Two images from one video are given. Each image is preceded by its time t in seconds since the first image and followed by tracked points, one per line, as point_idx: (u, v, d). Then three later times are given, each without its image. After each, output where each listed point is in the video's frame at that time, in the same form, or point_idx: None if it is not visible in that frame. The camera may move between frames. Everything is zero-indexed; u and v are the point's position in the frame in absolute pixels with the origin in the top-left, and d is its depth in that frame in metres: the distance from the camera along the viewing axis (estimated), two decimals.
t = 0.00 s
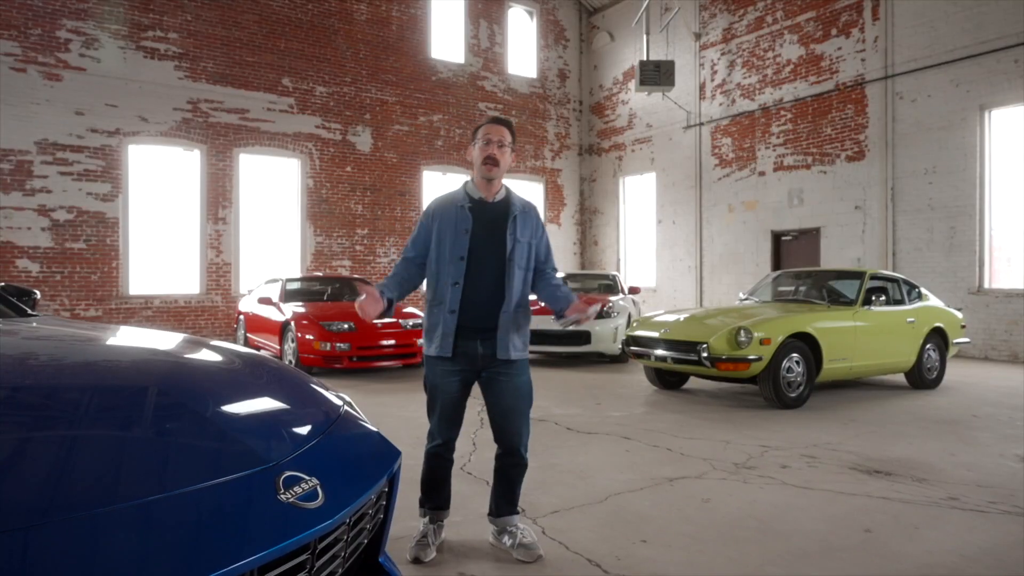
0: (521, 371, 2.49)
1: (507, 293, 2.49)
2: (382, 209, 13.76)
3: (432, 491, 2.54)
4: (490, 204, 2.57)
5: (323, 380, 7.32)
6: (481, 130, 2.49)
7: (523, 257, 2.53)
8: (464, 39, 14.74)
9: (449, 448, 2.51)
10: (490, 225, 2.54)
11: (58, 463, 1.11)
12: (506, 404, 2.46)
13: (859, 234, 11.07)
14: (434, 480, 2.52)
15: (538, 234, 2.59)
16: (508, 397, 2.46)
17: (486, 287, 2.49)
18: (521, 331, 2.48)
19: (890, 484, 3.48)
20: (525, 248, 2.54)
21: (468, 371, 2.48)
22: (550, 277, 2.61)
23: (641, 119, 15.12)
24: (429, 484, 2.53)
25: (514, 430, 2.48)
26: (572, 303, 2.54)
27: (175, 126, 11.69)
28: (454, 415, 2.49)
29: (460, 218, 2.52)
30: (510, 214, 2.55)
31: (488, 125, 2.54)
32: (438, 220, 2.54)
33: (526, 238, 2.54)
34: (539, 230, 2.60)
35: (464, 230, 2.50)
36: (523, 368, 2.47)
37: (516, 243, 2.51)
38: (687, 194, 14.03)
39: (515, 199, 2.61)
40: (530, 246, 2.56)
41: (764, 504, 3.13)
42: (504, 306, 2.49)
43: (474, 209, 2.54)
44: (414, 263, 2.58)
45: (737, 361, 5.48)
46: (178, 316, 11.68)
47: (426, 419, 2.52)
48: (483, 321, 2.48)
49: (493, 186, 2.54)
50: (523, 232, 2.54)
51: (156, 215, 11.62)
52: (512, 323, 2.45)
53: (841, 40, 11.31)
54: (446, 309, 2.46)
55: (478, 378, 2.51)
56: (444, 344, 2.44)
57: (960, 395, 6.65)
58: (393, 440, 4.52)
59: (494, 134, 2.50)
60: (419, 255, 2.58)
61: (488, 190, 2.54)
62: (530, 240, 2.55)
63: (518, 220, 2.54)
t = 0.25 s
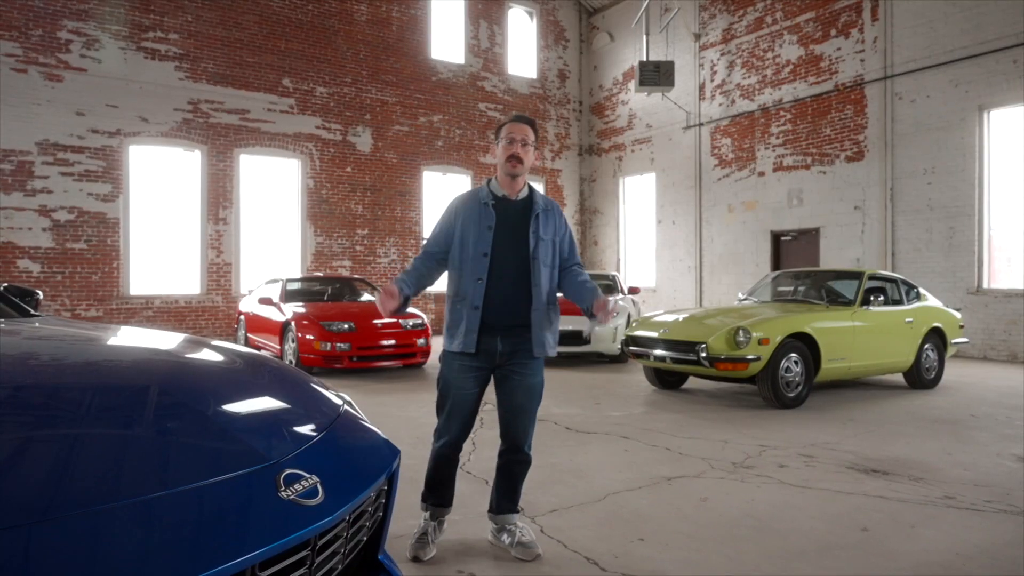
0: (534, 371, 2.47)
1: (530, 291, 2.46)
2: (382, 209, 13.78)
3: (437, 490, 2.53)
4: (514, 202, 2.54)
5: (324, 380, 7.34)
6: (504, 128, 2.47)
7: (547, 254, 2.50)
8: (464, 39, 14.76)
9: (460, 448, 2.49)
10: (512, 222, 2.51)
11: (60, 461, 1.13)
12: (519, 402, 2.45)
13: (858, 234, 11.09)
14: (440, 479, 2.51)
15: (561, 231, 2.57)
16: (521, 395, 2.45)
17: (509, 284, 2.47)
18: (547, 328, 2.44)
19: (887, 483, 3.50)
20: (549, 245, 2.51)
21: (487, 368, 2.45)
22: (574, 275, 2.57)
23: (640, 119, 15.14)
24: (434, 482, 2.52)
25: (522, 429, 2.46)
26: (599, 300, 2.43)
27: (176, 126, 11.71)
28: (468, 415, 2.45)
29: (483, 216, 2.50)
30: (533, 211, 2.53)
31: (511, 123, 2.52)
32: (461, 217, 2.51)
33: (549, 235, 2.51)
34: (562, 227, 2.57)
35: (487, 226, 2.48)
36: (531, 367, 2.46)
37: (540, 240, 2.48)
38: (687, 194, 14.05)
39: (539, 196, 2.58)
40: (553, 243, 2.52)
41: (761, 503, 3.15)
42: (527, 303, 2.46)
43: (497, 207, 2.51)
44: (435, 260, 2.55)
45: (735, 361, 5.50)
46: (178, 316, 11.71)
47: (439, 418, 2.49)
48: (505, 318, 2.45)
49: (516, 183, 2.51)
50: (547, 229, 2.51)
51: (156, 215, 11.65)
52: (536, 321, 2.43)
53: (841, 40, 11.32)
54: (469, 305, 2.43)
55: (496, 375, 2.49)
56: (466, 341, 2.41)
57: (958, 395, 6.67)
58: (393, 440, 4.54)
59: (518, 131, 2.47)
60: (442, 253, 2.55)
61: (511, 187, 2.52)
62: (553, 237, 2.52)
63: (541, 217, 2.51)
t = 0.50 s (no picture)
0: (538, 371, 2.48)
1: (542, 292, 2.46)
2: (383, 209, 13.81)
3: (443, 489, 2.54)
4: (523, 203, 2.54)
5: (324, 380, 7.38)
6: (516, 131, 2.47)
7: (555, 256, 2.52)
8: (464, 40, 14.79)
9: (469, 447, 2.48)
10: (522, 224, 2.51)
11: (64, 459, 1.17)
12: (523, 401, 2.47)
13: (857, 234, 11.12)
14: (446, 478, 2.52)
15: (568, 232, 2.58)
16: (524, 396, 2.47)
17: (520, 286, 2.47)
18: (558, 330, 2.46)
19: (883, 482, 3.53)
20: (557, 247, 2.53)
21: (499, 368, 2.45)
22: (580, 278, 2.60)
23: (640, 120, 15.17)
24: (441, 480, 2.52)
25: (524, 429, 2.49)
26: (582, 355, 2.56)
27: (177, 127, 11.75)
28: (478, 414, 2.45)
29: (494, 217, 2.48)
30: (542, 213, 2.53)
31: (521, 125, 2.52)
32: (473, 219, 2.50)
33: (558, 237, 2.53)
34: (568, 229, 2.59)
35: (498, 227, 2.47)
36: (535, 367, 2.48)
37: (549, 242, 2.49)
38: (686, 194, 14.09)
39: (546, 198, 2.59)
40: (560, 246, 2.55)
41: (757, 501, 3.18)
42: (539, 303, 2.47)
43: (507, 208, 2.51)
44: (446, 262, 2.54)
45: (733, 361, 5.53)
46: (179, 316, 11.75)
47: (450, 417, 2.47)
48: (517, 318, 2.45)
49: (525, 185, 2.51)
50: (554, 232, 2.53)
51: (157, 216, 11.69)
52: (548, 322, 2.44)
53: (840, 41, 11.35)
54: (484, 306, 2.43)
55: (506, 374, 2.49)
56: (480, 341, 2.41)
57: (956, 395, 6.70)
58: (392, 439, 4.57)
59: (529, 134, 2.48)
60: (452, 254, 2.54)
61: (520, 189, 2.52)
62: (561, 239, 2.54)
63: (549, 219, 2.52)
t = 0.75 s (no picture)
0: (539, 371, 2.52)
1: (540, 293, 2.49)
2: (383, 210, 13.85)
3: (455, 490, 2.54)
4: (526, 205, 2.56)
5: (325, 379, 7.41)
6: (518, 135, 2.50)
7: (556, 258, 2.55)
8: (464, 41, 14.83)
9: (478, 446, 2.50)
10: (524, 225, 2.53)
11: (69, 453, 1.20)
12: (523, 400, 2.51)
13: (856, 235, 11.15)
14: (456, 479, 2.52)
15: (569, 236, 2.61)
16: (524, 395, 2.51)
17: (521, 286, 2.49)
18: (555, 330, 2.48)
19: (877, 480, 3.56)
20: (558, 249, 2.55)
21: (500, 366, 2.48)
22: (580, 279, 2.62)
23: (640, 120, 15.22)
24: (451, 483, 2.53)
25: (523, 427, 2.54)
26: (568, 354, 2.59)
27: (178, 128, 11.80)
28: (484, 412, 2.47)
29: (496, 218, 2.51)
30: (544, 215, 2.55)
31: (524, 129, 2.55)
32: (475, 220, 2.52)
33: (560, 239, 2.55)
34: (571, 231, 2.61)
35: (500, 228, 2.49)
36: (533, 367, 2.51)
37: (550, 244, 2.52)
38: (685, 195, 14.13)
39: (549, 200, 2.61)
40: (562, 247, 2.57)
41: (752, 499, 3.22)
42: (537, 304, 2.49)
43: (509, 210, 2.53)
44: (449, 262, 2.58)
45: (731, 361, 5.56)
46: (180, 316, 11.79)
47: (455, 415, 2.49)
48: (517, 318, 2.48)
49: (528, 188, 2.53)
50: (556, 233, 2.55)
51: (159, 216, 11.73)
52: (547, 323, 2.46)
53: (838, 42, 11.39)
54: (483, 305, 2.45)
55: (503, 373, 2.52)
56: (480, 340, 2.43)
57: (952, 394, 6.73)
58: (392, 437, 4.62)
59: (531, 138, 2.51)
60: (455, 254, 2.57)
61: (523, 192, 2.54)
62: (562, 242, 2.57)
63: (552, 221, 2.55)
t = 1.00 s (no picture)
0: (535, 371, 2.56)
1: (539, 293, 2.54)
2: (384, 210, 13.90)
3: (467, 492, 2.53)
4: (523, 207, 2.61)
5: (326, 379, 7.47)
6: (516, 140, 2.52)
7: (553, 258, 2.60)
8: (465, 42, 14.89)
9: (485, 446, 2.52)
10: (522, 227, 2.59)
11: (77, 447, 1.25)
12: (520, 399, 2.56)
13: (855, 235, 11.19)
14: (466, 482, 2.52)
15: (566, 236, 2.66)
16: (521, 393, 2.55)
17: (519, 286, 2.54)
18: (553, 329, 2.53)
19: (871, 478, 3.61)
20: (554, 250, 2.61)
21: (501, 364, 2.52)
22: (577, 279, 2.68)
23: (640, 121, 15.27)
24: (461, 488, 2.53)
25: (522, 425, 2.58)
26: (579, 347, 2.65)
27: (180, 129, 11.86)
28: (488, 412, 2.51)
29: (495, 220, 2.56)
30: (541, 216, 2.61)
31: (521, 133, 2.57)
32: (474, 221, 2.57)
33: (557, 240, 2.61)
34: (567, 232, 2.67)
35: (499, 230, 2.54)
36: (531, 366, 2.55)
37: (547, 244, 2.58)
38: (685, 195, 14.18)
39: (546, 202, 2.66)
40: (559, 248, 2.63)
41: (747, 496, 3.27)
42: (536, 303, 2.54)
43: (507, 211, 2.58)
44: (448, 263, 2.62)
45: (729, 360, 5.61)
46: (182, 316, 11.85)
47: (459, 415, 2.52)
48: (515, 317, 2.53)
49: (525, 191, 2.58)
50: (553, 234, 2.61)
51: (161, 217, 11.79)
52: (545, 321, 2.51)
53: (837, 44, 11.43)
54: (483, 304, 2.50)
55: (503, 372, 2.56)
56: (480, 339, 2.46)
57: (949, 394, 6.78)
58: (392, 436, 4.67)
59: (529, 142, 2.53)
60: (454, 254, 2.61)
61: (521, 194, 2.59)
62: (559, 243, 2.62)
63: (549, 222, 2.60)
